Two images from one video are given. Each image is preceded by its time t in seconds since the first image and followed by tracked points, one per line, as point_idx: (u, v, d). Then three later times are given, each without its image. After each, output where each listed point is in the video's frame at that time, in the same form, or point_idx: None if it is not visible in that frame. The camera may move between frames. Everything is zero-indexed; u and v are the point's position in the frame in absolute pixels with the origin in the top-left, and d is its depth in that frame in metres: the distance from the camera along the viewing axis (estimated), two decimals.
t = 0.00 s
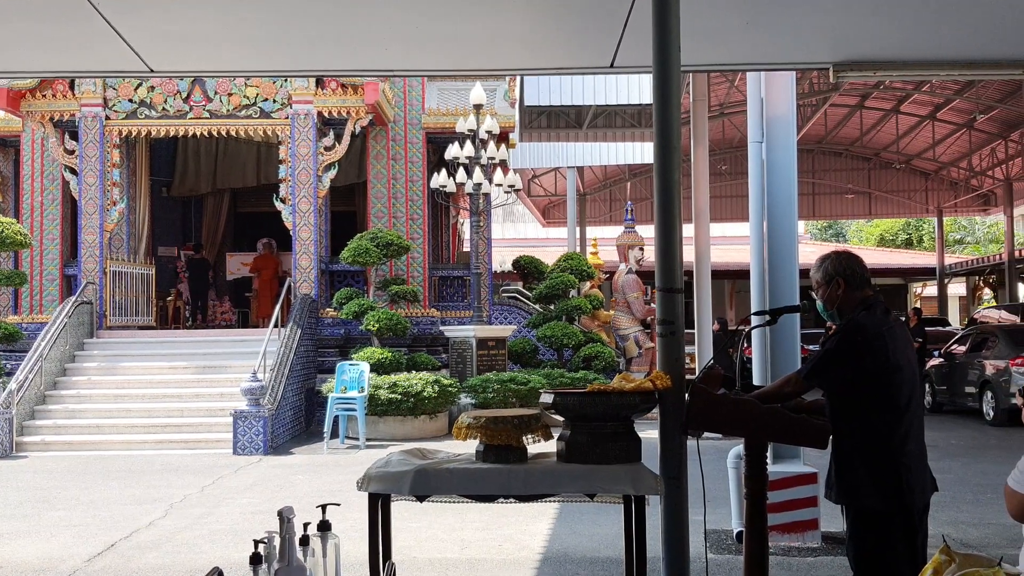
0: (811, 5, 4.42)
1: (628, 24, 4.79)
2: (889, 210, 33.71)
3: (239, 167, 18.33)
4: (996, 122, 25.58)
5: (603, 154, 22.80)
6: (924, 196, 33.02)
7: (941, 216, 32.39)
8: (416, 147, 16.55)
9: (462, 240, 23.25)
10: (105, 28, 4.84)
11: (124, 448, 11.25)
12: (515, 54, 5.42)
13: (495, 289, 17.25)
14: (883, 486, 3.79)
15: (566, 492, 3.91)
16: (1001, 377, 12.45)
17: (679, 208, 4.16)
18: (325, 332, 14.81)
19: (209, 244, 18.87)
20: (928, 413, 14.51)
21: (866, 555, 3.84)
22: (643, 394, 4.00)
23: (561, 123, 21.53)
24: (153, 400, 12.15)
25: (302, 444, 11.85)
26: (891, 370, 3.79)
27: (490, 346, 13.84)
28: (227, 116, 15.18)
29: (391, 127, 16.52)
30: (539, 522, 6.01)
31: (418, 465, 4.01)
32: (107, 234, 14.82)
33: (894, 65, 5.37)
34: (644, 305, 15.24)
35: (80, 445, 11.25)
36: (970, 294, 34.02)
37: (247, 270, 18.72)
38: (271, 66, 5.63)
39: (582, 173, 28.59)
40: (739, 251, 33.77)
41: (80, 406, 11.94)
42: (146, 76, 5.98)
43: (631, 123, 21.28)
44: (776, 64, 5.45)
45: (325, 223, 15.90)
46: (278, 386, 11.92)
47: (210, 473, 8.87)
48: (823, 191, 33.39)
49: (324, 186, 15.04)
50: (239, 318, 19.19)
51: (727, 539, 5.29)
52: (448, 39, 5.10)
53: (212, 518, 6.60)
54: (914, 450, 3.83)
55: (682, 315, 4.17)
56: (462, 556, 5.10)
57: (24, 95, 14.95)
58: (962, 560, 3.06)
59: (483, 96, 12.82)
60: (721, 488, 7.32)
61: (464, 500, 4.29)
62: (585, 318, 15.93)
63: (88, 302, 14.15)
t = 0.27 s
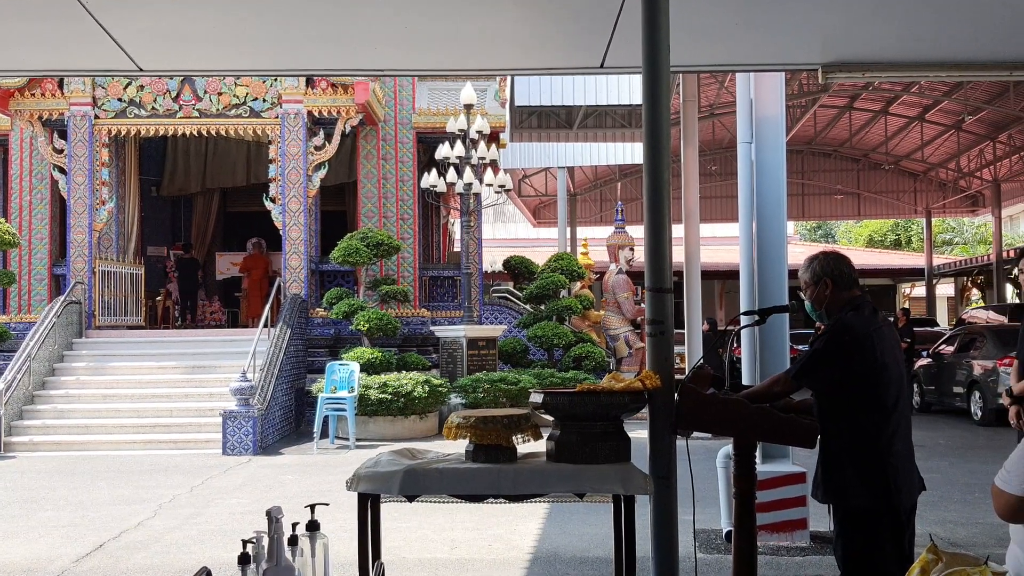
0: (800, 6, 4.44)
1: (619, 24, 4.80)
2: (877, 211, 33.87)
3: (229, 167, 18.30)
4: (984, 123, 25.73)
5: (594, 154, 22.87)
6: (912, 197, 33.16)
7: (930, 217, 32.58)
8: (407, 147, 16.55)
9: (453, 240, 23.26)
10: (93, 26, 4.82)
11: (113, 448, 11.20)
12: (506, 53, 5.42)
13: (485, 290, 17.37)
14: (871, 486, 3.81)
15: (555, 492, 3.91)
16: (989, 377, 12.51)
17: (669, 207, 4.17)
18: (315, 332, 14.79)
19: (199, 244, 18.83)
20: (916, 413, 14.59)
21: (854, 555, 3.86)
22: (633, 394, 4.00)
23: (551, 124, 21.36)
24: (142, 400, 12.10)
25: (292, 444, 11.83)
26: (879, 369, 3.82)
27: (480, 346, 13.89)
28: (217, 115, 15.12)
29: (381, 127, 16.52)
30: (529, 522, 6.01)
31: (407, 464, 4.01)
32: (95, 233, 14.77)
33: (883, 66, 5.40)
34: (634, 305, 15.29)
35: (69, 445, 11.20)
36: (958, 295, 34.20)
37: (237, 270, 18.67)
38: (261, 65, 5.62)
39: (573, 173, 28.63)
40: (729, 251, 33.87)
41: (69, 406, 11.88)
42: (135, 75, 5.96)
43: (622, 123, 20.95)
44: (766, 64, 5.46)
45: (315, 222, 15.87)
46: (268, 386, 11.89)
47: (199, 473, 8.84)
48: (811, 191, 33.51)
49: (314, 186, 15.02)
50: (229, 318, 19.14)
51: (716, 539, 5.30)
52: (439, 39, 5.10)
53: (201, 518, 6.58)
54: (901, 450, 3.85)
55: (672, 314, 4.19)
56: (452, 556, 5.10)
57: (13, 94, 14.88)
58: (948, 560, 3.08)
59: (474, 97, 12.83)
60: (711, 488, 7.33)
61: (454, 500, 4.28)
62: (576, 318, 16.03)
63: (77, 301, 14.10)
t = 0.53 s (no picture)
0: (788, 8, 4.46)
1: (607, 25, 4.81)
2: (865, 211, 33.99)
3: (218, 166, 18.24)
4: (971, 124, 25.87)
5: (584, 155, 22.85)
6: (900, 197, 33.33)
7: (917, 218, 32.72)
8: (396, 147, 16.51)
9: (442, 240, 23.27)
10: (80, 26, 4.80)
11: (101, 449, 11.15)
12: (495, 54, 5.43)
13: (475, 290, 17.36)
14: (858, 485, 3.83)
15: (544, 492, 3.91)
16: (975, 376, 12.58)
17: (657, 208, 4.19)
18: (303, 332, 14.74)
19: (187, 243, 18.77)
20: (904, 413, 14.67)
21: (841, 555, 3.87)
22: (621, 393, 4.01)
23: (541, 124, 21.52)
24: (131, 401, 12.06)
25: (280, 445, 11.80)
26: (865, 369, 3.84)
27: (469, 346, 13.87)
28: (205, 114, 15.05)
29: (370, 126, 16.47)
30: (518, 522, 6.01)
31: (396, 465, 4.00)
32: (83, 233, 14.72)
33: (870, 66, 5.42)
34: (623, 305, 15.34)
35: (57, 446, 11.15)
36: (945, 294, 34.36)
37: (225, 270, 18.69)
38: (249, 64, 5.61)
39: (563, 174, 28.67)
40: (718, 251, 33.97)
41: (57, 407, 11.84)
42: (123, 75, 5.94)
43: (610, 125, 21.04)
44: (753, 65, 5.49)
45: (304, 222, 15.84)
46: (256, 386, 11.86)
47: (187, 474, 8.82)
48: (800, 191, 33.60)
49: (303, 186, 15.01)
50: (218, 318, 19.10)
51: (705, 538, 5.32)
52: (428, 39, 5.10)
53: (189, 519, 6.56)
54: (888, 449, 3.87)
55: (660, 314, 4.20)
56: (441, 556, 5.10)
57: None
58: (935, 558, 3.08)
59: (464, 97, 12.81)
60: (699, 488, 7.35)
61: (442, 501, 4.28)
62: (566, 318, 16.02)
63: (65, 302, 14.06)
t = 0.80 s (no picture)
0: (764, 10, 4.50)
1: (585, 26, 4.84)
2: (840, 212, 34.28)
3: (194, 166, 18.21)
4: (945, 126, 26.16)
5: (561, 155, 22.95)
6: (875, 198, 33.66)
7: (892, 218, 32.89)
8: (374, 146, 16.49)
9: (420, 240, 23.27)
10: (56, 23, 4.76)
11: (78, 450, 11.04)
12: (474, 54, 5.44)
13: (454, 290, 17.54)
14: (832, 483, 3.88)
15: (521, 490, 3.93)
16: (948, 375, 12.71)
17: (635, 208, 4.22)
18: (282, 332, 14.68)
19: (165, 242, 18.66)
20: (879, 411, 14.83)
21: (815, 553, 3.92)
22: (598, 392, 4.04)
23: (520, 124, 21.35)
24: (108, 401, 11.97)
25: (258, 445, 11.76)
26: (839, 368, 3.89)
27: (449, 346, 13.82)
28: (183, 113, 14.92)
29: (349, 126, 16.41)
30: (497, 521, 6.02)
31: (373, 464, 4.00)
32: (59, 232, 14.60)
33: (844, 69, 5.49)
34: (601, 305, 15.44)
35: (33, 446, 11.04)
36: (920, 294, 34.72)
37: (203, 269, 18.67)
38: (226, 63, 5.58)
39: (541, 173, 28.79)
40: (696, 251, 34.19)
41: (33, 407, 11.74)
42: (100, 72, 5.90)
43: (589, 125, 21.16)
44: (730, 66, 5.54)
45: (282, 221, 15.77)
46: (234, 386, 11.80)
47: (164, 474, 8.77)
48: (776, 193, 33.98)
49: (281, 185, 14.96)
50: (195, 317, 19.04)
51: (682, 536, 5.36)
52: (407, 39, 5.10)
53: (167, 519, 6.52)
54: (861, 447, 3.92)
55: (637, 314, 4.23)
56: (419, 555, 5.10)
57: None
58: (906, 554, 3.11)
59: (442, 96, 12.79)
60: (676, 486, 7.40)
61: (420, 500, 4.29)
62: (544, 318, 16.06)
63: (40, 301, 13.95)
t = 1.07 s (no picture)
0: (732, 13, 4.55)
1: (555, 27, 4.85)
2: (806, 213, 34.59)
3: (162, 165, 18.07)
4: (909, 129, 26.59)
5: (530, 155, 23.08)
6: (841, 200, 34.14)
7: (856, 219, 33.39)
8: (344, 145, 16.43)
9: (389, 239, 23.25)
10: (18, 19, 4.69)
11: (42, 451, 10.84)
12: (445, 54, 5.44)
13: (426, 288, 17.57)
14: (797, 482, 3.92)
15: (490, 490, 3.93)
16: (912, 373, 12.92)
17: (604, 208, 4.24)
18: (250, 332, 14.62)
19: (131, 241, 18.47)
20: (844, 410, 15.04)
21: (781, 551, 3.95)
22: (568, 391, 4.05)
23: (491, 124, 21.85)
24: (74, 402, 11.80)
25: (226, 446, 11.66)
26: (804, 367, 3.93)
27: (418, 345, 13.89)
28: (150, 111, 14.74)
29: (319, 125, 16.34)
30: (467, 521, 6.02)
31: (341, 464, 3.98)
32: (24, 231, 14.40)
33: (810, 71, 5.57)
34: (572, 305, 15.47)
35: None
36: (885, 295, 35.24)
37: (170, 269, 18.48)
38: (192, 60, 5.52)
39: (512, 174, 28.90)
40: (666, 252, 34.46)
41: None
42: (63, 68, 5.81)
43: (558, 125, 21.47)
44: (699, 68, 5.59)
45: (250, 221, 15.65)
46: (202, 387, 11.69)
47: (130, 476, 8.67)
48: (744, 194, 34.41)
49: (249, 184, 14.77)
50: (162, 317, 18.85)
51: (650, 534, 5.39)
52: (378, 37, 5.08)
53: (132, 521, 6.44)
54: (825, 445, 3.97)
55: (606, 313, 4.26)
56: (387, 556, 5.09)
57: None
58: (869, 550, 3.04)
59: (413, 96, 12.78)
60: (644, 485, 7.44)
61: (389, 500, 4.27)
62: (514, 318, 15.81)
63: (4, 301, 13.78)
